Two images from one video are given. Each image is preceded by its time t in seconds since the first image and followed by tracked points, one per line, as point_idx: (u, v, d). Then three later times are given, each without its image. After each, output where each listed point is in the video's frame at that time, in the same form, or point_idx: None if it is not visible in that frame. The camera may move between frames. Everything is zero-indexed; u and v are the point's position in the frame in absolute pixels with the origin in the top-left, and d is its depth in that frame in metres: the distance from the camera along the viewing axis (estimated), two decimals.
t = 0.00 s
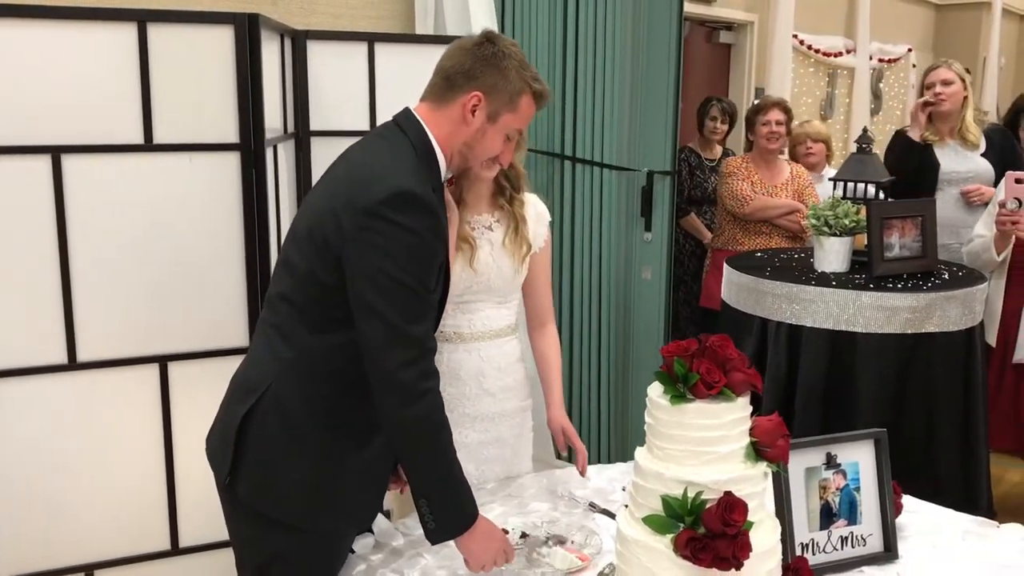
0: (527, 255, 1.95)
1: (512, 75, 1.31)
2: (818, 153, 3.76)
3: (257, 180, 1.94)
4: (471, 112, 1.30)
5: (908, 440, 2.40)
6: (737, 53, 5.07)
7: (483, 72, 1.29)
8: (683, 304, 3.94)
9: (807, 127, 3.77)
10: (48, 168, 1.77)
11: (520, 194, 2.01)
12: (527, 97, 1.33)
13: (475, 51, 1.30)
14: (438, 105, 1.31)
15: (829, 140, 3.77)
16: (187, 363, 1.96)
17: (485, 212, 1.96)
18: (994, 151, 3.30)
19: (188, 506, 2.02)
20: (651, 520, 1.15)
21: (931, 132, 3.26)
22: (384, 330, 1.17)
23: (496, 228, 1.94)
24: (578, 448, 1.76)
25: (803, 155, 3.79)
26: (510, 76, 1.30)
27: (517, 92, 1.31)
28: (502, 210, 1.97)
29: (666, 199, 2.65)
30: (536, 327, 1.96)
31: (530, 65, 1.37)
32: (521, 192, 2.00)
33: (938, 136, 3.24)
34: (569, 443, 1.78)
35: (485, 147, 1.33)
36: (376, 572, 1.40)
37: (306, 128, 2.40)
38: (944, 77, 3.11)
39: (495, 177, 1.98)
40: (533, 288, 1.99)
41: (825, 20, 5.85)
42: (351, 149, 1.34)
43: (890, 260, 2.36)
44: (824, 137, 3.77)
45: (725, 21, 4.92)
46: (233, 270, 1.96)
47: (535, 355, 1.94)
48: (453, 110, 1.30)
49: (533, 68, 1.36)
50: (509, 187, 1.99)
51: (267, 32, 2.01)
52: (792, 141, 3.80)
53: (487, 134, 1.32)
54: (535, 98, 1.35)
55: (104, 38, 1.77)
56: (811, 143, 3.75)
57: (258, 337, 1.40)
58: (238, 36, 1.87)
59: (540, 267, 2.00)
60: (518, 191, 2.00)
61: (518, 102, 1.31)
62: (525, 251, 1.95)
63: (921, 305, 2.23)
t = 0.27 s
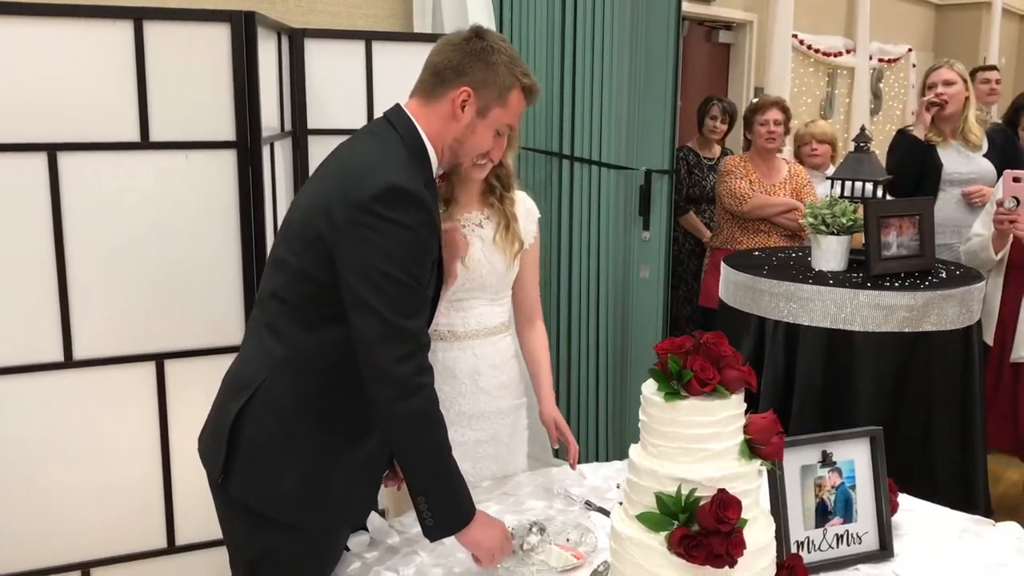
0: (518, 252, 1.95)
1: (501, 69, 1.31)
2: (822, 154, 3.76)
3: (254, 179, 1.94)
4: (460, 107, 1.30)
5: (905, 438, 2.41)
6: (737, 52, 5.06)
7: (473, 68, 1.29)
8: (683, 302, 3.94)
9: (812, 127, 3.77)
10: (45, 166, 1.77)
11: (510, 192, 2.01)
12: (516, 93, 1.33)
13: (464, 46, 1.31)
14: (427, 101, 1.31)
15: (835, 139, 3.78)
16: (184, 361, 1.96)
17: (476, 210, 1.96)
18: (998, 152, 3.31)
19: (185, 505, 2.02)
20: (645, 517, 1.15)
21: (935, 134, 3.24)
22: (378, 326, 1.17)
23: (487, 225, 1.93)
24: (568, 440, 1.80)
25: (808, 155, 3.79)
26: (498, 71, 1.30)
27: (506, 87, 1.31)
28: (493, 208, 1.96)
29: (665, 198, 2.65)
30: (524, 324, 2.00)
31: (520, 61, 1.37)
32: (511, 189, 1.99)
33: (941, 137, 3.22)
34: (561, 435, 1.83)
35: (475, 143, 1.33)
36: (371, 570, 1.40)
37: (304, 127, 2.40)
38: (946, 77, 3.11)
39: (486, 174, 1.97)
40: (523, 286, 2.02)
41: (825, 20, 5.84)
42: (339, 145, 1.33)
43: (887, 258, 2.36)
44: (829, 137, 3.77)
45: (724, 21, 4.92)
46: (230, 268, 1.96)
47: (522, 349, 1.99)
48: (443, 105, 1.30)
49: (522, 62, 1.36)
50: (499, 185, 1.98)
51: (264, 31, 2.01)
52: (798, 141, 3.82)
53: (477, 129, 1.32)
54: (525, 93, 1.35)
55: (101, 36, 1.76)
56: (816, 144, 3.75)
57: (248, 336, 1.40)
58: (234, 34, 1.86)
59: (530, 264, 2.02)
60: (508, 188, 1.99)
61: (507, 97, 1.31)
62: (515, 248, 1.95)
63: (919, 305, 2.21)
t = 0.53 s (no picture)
0: (510, 252, 1.97)
1: (484, 60, 1.27)
2: (826, 154, 3.74)
3: (254, 178, 1.94)
4: (444, 101, 1.28)
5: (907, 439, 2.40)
6: (738, 52, 5.05)
7: (455, 59, 1.26)
8: (687, 302, 3.94)
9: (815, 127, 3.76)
10: (45, 165, 1.77)
11: (503, 192, 2.01)
12: (502, 83, 1.29)
13: (447, 37, 1.27)
14: (411, 95, 1.30)
15: (839, 140, 3.76)
16: (185, 361, 1.96)
17: (469, 209, 1.97)
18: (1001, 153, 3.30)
19: (186, 505, 2.02)
20: (648, 520, 1.14)
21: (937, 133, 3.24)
22: (363, 322, 1.16)
23: (480, 224, 1.95)
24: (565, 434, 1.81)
25: (812, 155, 3.78)
26: (481, 61, 1.27)
27: (490, 77, 1.27)
28: (486, 207, 1.97)
29: (666, 199, 2.65)
30: (517, 323, 2.00)
31: (506, 51, 1.33)
32: (504, 189, 2.00)
33: (943, 136, 3.22)
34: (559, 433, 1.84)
35: (461, 136, 1.31)
36: (373, 572, 1.40)
37: (305, 126, 2.40)
38: (949, 77, 3.10)
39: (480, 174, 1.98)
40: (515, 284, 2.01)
41: (827, 20, 5.83)
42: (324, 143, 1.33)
43: (890, 259, 2.35)
44: (833, 138, 3.75)
45: (726, 21, 4.90)
46: (231, 268, 1.96)
47: (516, 350, 2.00)
48: (426, 98, 1.28)
49: (507, 51, 1.32)
50: (492, 186, 1.99)
51: (265, 30, 2.00)
52: (802, 141, 3.81)
53: (463, 121, 1.29)
54: (512, 83, 1.31)
55: (101, 36, 1.76)
56: (820, 144, 3.73)
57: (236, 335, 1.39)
58: (235, 34, 1.86)
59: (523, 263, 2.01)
60: (502, 188, 2.00)
61: (492, 88, 1.28)
62: (507, 247, 1.96)
63: (921, 306, 2.23)
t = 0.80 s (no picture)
0: (506, 251, 1.98)
1: (459, 50, 1.27)
2: (823, 152, 3.73)
3: (257, 177, 1.93)
4: (420, 93, 1.26)
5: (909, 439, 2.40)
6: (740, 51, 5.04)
7: (429, 51, 1.25)
8: (692, 301, 3.91)
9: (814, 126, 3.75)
10: (48, 164, 1.77)
11: (498, 191, 2.03)
12: (477, 73, 1.28)
13: (420, 30, 1.26)
14: (386, 90, 1.28)
15: (836, 139, 3.75)
16: (186, 360, 1.96)
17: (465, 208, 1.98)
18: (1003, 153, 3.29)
19: (188, 504, 2.02)
20: (652, 519, 1.14)
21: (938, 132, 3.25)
22: (341, 323, 1.14)
23: (475, 223, 1.96)
24: (559, 432, 1.82)
25: (809, 153, 3.77)
26: (456, 52, 1.26)
27: (466, 68, 1.27)
28: (481, 207, 1.98)
29: (668, 199, 2.64)
30: (511, 321, 2.05)
31: (479, 41, 1.32)
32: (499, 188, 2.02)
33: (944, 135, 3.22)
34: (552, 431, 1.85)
35: (439, 129, 1.29)
36: (375, 571, 1.39)
37: (307, 125, 2.40)
38: (950, 75, 3.12)
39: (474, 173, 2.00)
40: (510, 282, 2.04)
41: (830, 19, 5.82)
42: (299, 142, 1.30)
43: (893, 258, 2.35)
44: (831, 136, 3.74)
45: (728, 20, 4.89)
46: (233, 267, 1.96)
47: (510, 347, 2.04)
48: (402, 92, 1.27)
49: (480, 41, 1.32)
50: (487, 184, 2.01)
51: (268, 29, 2.00)
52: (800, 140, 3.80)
53: (440, 115, 1.28)
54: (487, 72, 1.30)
55: (104, 34, 1.76)
56: (817, 143, 3.73)
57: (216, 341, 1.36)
58: (237, 33, 1.86)
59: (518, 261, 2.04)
60: (496, 187, 2.02)
61: (468, 78, 1.27)
62: (503, 246, 1.97)
63: (924, 305, 2.23)
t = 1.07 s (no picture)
0: (506, 247, 1.97)
1: (438, 48, 1.24)
2: (818, 150, 3.68)
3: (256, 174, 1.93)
4: (399, 94, 1.25)
5: (911, 437, 2.39)
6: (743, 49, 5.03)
7: (408, 51, 1.23)
8: (695, 298, 3.90)
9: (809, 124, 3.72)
10: (46, 158, 1.76)
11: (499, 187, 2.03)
12: (458, 72, 1.26)
13: (399, 28, 1.24)
14: (364, 91, 1.26)
15: (833, 135, 3.71)
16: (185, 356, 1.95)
17: (465, 203, 1.97)
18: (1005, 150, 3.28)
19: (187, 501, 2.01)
20: (652, 515, 1.13)
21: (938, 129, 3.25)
22: (332, 339, 1.12)
23: (475, 218, 1.96)
24: (554, 431, 1.81)
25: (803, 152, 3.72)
26: (436, 51, 1.24)
27: (446, 66, 1.24)
28: (481, 202, 1.98)
29: (670, 196, 2.63)
30: (512, 318, 2.04)
31: (460, 35, 1.30)
32: (500, 183, 2.02)
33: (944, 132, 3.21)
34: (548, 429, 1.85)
35: (419, 129, 1.28)
36: (373, 569, 1.38)
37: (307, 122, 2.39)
38: (948, 73, 3.12)
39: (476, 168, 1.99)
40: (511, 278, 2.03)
41: (832, 18, 5.80)
42: (274, 143, 1.27)
43: (895, 255, 2.34)
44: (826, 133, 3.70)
45: (730, 18, 4.88)
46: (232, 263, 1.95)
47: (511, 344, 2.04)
48: (381, 92, 1.25)
49: (462, 37, 1.29)
50: (488, 179, 2.01)
51: (267, 24, 1.99)
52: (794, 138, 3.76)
53: (420, 115, 1.27)
54: (469, 69, 1.28)
55: (102, 28, 1.75)
56: (812, 140, 3.69)
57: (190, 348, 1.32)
58: (237, 28, 1.85)
59: (518, 258, 2.04)
60: (497, 182, 2.01)
61: (448, 77, 1.25)
62: (503, 242, 1.97)
63: (927, 301, 2.21)
